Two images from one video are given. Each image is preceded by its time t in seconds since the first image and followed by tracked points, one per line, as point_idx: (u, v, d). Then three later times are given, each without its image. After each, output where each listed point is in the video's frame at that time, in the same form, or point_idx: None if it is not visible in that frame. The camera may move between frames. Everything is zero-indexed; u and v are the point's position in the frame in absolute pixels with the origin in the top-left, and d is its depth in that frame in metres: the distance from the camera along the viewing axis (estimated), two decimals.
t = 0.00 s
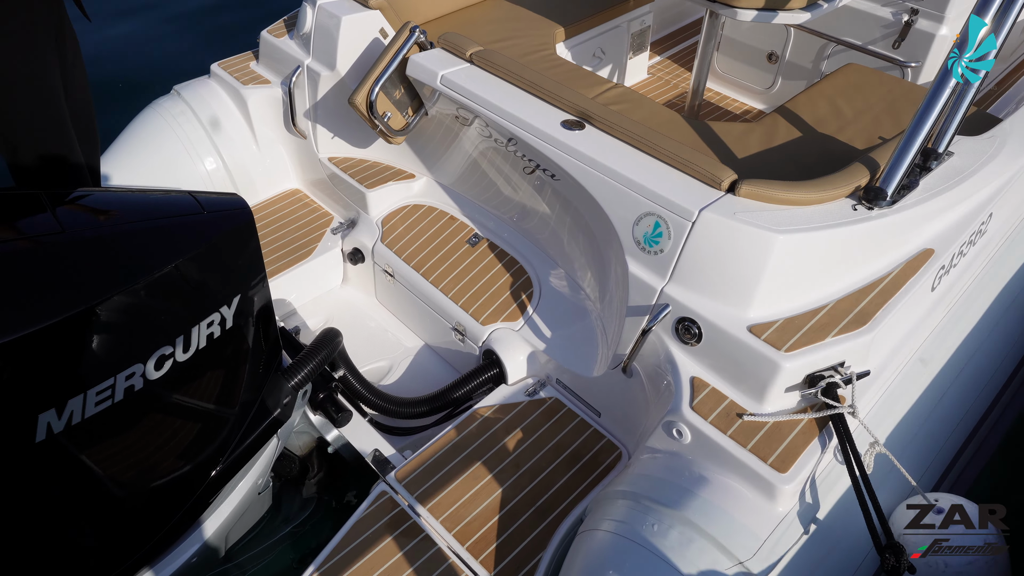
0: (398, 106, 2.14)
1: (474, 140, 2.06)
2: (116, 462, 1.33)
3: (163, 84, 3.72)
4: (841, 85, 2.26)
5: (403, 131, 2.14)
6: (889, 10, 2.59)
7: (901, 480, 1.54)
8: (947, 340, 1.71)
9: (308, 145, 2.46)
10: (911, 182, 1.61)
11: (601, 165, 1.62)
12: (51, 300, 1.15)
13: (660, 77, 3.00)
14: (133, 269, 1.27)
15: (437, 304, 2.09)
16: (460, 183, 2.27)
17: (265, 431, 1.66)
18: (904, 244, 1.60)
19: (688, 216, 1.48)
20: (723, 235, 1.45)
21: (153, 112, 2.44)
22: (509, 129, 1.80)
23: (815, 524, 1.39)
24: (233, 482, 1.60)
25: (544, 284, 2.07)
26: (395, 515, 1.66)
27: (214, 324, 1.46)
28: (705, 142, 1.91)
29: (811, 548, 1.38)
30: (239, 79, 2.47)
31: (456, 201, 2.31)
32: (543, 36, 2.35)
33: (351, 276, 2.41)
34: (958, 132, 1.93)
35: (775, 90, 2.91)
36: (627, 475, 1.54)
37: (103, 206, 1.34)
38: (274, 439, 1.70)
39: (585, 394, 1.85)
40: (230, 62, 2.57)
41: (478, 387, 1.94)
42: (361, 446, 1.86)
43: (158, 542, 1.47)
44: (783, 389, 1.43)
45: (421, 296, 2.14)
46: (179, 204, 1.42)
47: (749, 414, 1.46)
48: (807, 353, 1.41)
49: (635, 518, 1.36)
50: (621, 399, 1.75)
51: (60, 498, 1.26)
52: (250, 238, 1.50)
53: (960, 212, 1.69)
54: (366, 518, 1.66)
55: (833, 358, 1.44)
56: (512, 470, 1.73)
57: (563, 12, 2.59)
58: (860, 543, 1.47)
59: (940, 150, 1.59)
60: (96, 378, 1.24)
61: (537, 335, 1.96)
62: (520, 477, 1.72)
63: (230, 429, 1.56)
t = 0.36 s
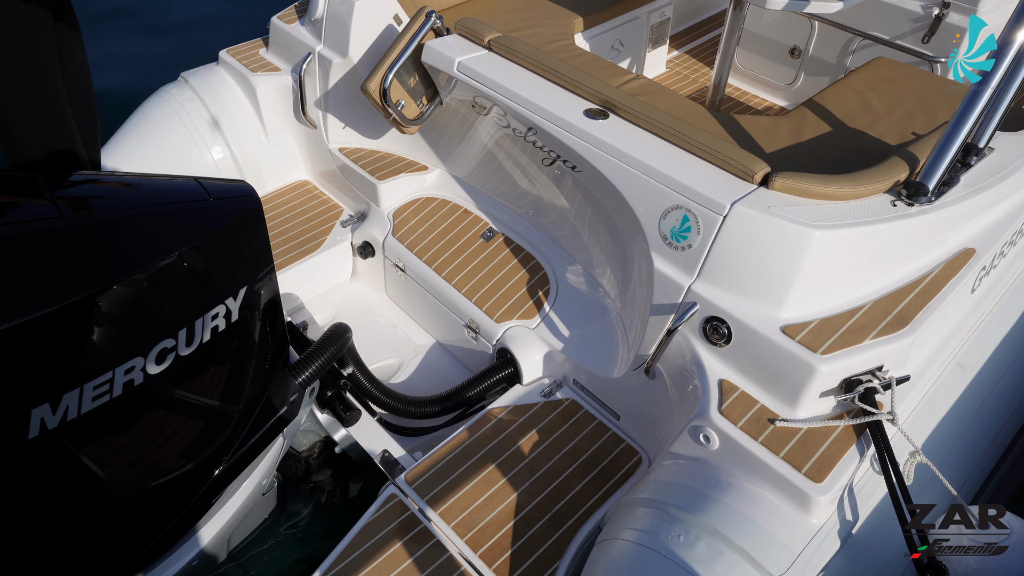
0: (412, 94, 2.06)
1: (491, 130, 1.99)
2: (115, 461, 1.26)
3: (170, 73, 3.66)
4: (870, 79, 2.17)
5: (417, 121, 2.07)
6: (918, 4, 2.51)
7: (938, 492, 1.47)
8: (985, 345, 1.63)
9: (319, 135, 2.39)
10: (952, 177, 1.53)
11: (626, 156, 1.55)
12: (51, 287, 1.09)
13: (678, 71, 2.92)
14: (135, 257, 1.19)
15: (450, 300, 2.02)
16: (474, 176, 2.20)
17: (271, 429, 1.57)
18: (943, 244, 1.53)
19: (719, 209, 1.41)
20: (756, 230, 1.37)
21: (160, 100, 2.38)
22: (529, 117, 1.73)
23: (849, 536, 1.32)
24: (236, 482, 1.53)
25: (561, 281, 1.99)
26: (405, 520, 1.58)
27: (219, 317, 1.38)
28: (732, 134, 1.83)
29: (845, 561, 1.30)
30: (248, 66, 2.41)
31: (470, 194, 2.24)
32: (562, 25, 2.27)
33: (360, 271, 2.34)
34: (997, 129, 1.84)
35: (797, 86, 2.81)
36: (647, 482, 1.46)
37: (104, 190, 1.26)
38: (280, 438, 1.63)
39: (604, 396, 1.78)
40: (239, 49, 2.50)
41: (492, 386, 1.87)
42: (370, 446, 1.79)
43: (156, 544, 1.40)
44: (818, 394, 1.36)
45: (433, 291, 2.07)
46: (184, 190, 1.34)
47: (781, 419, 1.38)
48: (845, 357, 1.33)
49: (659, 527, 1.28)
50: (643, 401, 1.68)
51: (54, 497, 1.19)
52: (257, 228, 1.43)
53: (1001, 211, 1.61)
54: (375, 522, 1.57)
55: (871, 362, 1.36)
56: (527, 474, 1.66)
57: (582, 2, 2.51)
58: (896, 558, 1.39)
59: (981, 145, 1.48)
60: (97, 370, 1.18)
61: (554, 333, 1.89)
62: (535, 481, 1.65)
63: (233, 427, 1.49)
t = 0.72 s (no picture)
0: (422, 97, 2.01)
1: (501, 135, 1.94)
2: (107, 474, 1.21)
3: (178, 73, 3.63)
4: (892, 87, 2.07)
5: (426, 125, 2.02)
6: (941, 12, 2.43)
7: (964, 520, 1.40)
8: (1013, 367, 1.56)
9: (326, 138, 2.34)
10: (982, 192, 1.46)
11: (642, 165, 1.50)
12: (44, 294, 1.04)
13: (693, 78, 2.86)
14: (133, 263, 1.14)
15: (457, 309, 1.97)
16: (483, 182, 2.15)
17: (271, 442, 1.51)
18: (971, 261, 1.47)
19: (739, 221, 1.35)
20: (776, 243, 1.31)
21: (165, 100, 2.34)
22: (541, 123, 1.67)
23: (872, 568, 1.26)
24: (234, 495, 1.46)
25: (571, 291, 1.94)
26: (407, 538, 1.52)
27: (219, 326, 1.32)
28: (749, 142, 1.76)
29: None
30: (255, 67, 2.36)
31: (479, 201, 2.19)
32: (576, 29, 2.22)
33: (365, 277, 2.30)
34: None
35: (813, 94, 2.74)
36: (659, 505, 1.40)
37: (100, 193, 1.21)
38: (280, 452, 1.56)
39: (615, 412, 1.72)
40: (246, 49, 2.46)
41: (498, 400, 1.81)
42: (371, 460, 1.74)
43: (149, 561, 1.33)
44: (840, 416, 1.30)
45: (439, 300, 2.02)
46: (185, 194, 1.29)
47: (801, 443, 1.32)
48: (869, 378, 1.27)
49: (672, 553, 1.22)
50: (655, 419, 1.62)
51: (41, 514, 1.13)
52: (260, 233, 1.37)
53: None
54: (375, 541, 1.52)
55: (896, 384, 1.30)
56: (534, 493, 1.60)
57: (596, 6, 2.46)
58: None
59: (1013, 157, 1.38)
60: (91, 381, 1.12)
61: (563, 346, 1.83)
62: (543, 500, 1.59)
63: (231, 438, 1.42)
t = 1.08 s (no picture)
0: (433, 105, 1.99)
1: (513, 144, 1.91)
2: (111, 487, 1.14)
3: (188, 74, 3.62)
4: (911, 96, 2.02)
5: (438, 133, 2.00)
6: (961, 20, 2.39)
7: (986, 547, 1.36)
8: None
9: (335, 144, 2.32)
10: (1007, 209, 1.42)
11: (658, 179, 1.46)
12: (48, 306, 1.00)
13: (707, 84, 2.82)
14: (140, 275, 1.11)
15: (467, 320, 1.94)
16: (494, 190, 2.12)
17: (277, 457, 1.47)
18: (995, 280, 1.43)
19: (758, 238, 1.31)
20: (798, 261, 1.28)
21: (174, 104, 2.31)
22: (555, 134, 1.64)
23: None
24: (239, 509, 1.41)
25: (583, 303, 1.91)
26: (415, 556, 1.49)
27: (226, 340, 1.28)
28: (765, 153, 1.72)
29: None
30: (265, 72, 2.34)
31: (490, 209, 2.16)
32: (589, 35, 2.18)
33: (374, 285, 2.27)
34: None
35: (829, 102, 2.69)
36: (672, 527, 1.37)
37: (106, 204, 1.18)
38: (286, 466, 1.52)
39: (627, 428, 1.70)
40: (256, 54, 2.44)
41: (508, 414, 1.78)
42: (379, 474, 1.71)
43: None
44: (861, 441, 1.26)
45: (449, 311, 1.99)
46: (191, 206, 1.27)
47: (820, 467, 1.29)
48: (893, 403, 1.23)
49: None
50: (668, 437, 1.60)
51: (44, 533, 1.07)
52: (268, 244, 1.34)
53: None
54: (382, 558, 1.49)
55: (919, 408, 1.26)
56: (544, 510, 1.57)
57: (609, 12, 2.42)
58: None
59: None
60: (97, 397, 1.08)
61: (575, 360, 1.81)
62: (553, 518, 1.56)
63: (237, 451, 1.37)
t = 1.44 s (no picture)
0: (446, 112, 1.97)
1: (525, 153, 1.89)
2: (116, 499, 1.12)
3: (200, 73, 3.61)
4: (930, 106, 1.99)
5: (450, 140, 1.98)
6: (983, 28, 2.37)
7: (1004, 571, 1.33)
8: None
9: (346, 149, 2.31)
10: None
11: (674, 192, 1.44)
12: (54, 322, 0.98)
13: (721, 91, 2.79)
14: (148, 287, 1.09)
15: (477, 330, 1.92)
16: (505, 198, 2.11)
17: (284, 469, 1.45)
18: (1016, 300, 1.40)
19: (776, 256, 1.29)
20: (816, 279, 1.25)
21: (184, 108, 2.30)
22: (569, 145, 1.62)
23: None
24: (249, 520, 1.39)
25: (595, 315, 1.90)
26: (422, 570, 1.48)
27: (234, 352, 1.27)
28: (782, 165, 1.69)
29: None
30: (276, 76, 2.33)
31: (502, 217, 2.15)
32: (603, 41, 2.16)
33: (383, 292, 2.26)
34: None
35: (846, 110, 2.64)
36: (683, 547, 1.34)
37: (111, 215, 1.17)
38: (293, 478, 1.50)
39: (638, 443, 1.67)
40: (268, 58, 2.43)
41: (517, 426, 1.76)
42: (386, 486, 1.70)
43: None
44: (879, 465, 1.23)
45: (459, 320, 1.97)
46: (200, 217, 1.25)
47: (837, 491, 1.27)
48: (912, 426, 1.21)
49: None
50: (681, 453, 1.57)
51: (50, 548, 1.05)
52: (277, 254, 1.33)
53: None
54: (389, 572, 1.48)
55: (940, 431, 1.23)
56: (553, 526, 1.55)
57: (623, 17, 2.39)
58: None
59: None
60: (105, 411, 1.06)
61: (585, 372, 1.79)
62: (562, 535, 1.54)
63: (245, 461, 1.35)
